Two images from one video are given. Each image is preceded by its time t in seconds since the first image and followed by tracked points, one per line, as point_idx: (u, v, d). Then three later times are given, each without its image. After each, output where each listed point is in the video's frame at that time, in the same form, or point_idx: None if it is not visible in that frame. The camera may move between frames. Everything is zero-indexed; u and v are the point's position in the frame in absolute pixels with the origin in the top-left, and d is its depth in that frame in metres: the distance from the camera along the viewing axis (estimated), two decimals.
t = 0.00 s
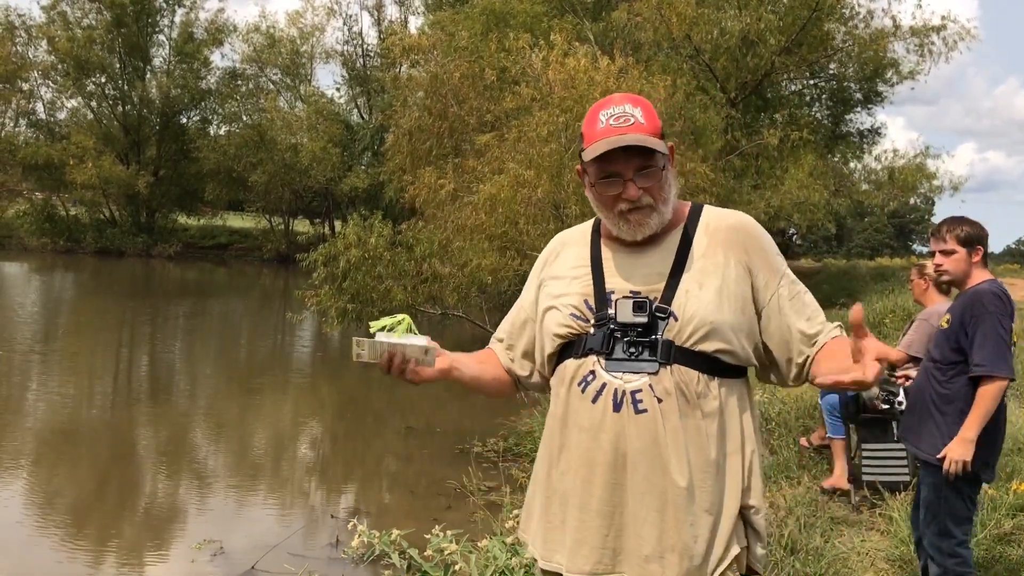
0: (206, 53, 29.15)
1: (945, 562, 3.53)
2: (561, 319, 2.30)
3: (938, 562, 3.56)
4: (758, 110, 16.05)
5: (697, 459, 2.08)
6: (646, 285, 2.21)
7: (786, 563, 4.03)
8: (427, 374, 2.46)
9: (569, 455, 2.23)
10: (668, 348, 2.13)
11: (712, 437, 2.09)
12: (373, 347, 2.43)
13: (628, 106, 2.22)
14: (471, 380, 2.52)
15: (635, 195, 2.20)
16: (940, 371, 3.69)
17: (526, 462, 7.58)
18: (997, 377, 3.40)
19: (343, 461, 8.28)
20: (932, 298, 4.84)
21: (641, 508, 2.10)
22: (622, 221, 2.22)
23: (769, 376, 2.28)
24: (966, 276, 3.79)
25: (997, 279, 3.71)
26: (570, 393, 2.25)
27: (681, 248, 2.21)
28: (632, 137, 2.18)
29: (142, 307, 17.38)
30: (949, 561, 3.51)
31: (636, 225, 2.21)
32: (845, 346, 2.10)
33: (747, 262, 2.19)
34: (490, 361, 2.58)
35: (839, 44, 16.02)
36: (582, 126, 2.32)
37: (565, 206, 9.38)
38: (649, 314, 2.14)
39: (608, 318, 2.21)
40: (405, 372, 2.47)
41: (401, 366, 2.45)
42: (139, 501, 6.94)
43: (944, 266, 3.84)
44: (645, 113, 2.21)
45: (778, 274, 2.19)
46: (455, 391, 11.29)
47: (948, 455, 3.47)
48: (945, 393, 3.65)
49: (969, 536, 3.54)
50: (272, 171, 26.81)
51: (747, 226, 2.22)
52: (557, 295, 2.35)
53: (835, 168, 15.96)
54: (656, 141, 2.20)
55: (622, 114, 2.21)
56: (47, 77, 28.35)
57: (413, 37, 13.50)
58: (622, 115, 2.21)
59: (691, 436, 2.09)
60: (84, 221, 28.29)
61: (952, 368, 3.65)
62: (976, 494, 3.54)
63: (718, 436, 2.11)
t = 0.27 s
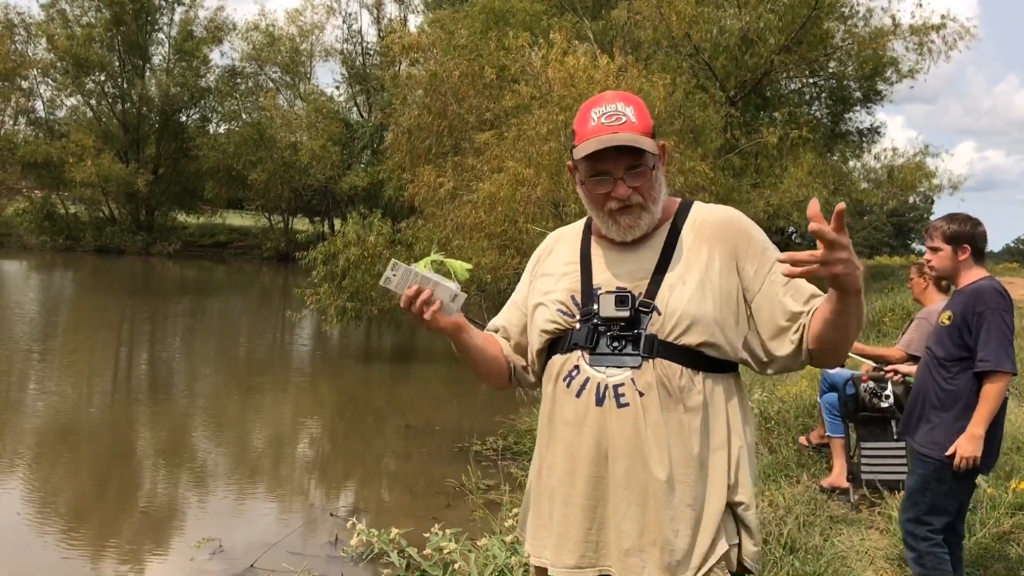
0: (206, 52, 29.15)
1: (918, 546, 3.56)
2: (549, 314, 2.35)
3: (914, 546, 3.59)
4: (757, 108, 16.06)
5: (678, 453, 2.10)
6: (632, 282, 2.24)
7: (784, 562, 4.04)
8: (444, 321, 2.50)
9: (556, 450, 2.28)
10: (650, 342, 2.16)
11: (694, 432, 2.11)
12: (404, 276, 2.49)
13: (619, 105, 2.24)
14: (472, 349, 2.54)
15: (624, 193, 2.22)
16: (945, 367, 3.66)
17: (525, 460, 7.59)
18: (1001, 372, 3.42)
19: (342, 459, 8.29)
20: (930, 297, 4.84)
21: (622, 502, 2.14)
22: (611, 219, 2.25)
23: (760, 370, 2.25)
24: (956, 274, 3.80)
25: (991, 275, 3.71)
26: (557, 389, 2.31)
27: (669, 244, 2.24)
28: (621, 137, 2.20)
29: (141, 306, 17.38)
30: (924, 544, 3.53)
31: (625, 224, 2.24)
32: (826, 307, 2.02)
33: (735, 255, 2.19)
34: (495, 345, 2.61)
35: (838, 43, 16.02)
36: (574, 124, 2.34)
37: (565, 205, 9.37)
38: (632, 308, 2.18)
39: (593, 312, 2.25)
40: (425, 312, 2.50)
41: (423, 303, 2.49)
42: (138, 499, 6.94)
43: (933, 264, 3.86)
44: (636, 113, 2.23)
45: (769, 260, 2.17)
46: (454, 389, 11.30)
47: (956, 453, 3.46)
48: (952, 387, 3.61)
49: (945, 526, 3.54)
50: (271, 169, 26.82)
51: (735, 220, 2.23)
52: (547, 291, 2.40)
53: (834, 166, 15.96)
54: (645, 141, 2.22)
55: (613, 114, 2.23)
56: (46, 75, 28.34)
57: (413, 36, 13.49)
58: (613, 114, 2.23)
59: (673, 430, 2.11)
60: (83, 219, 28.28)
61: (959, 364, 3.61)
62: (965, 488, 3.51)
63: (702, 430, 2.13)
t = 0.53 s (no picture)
0: (205, 50, 29.11)
1: (919, 545, 3.55)
2: (545, 312, 2.36)
3: (915, 546, 3.57)
4: (756, 108, 16.06)
5: (669, 449, 2.09)
6: (626, 279, 2.24)
7: (783, 561, 4.04)
8: (444, 326, 2.53)
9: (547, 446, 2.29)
10: (642, 339, 2.15)
11: (686, 429, 2.10)
12: (405, 284, 2.53)
13: (608, 108, 2.22)
14: (473, 350, 2.56)
15: (613, 197, 2.21)
16: (938, 366, 3.67)
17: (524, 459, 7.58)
18: (986, 372, 3.41)
19: (341, 458, 8.28)
20: (930, 296, 4.84)
21: (613, 499, 2.13)
22: (602, 220, 2.24)
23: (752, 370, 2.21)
24: (955, 274, 3.79)
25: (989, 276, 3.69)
26: (551, 386, 2.32)
27: (663, 243, 2.23)
28: (609, 141, 2.17)
29: (140, 304, 17.38)
30: (926, 543, 3.52)
31: (615, 225, 2.23)
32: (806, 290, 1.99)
33: (727, 253, 2.17)
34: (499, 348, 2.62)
35: (838, 42, 16.02)
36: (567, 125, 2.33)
37: (565, 204, 9.36)
38: (624, 305, 2.18)
39: (585, 309, 2.26)
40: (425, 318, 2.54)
41: (422, 311, 2.53)
42: (136, 497, 6.93)
43: (934, 263, 3.86)
44: (626, 115, 2.20)
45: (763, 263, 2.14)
46: (453, 388, 11.28)
47: (952, 452, 3.45)
48: (945, 389, 3.62)
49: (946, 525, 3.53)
50: (270, 168, 26.81)
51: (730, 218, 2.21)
52: (543, 291, 2.41)
53: (834, 166, 15.96)
54: (635, 144, 2.18)
55: (603, 116, 2.21)
56: (45, 73, 28.31)
57: (412, 34, 13.47)
58: (602, 117, 2.21)
59: (664, 427, 2.10)
60: (82, 218, 28.26)
61: (951, 364, 3.62)
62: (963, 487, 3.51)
63: (694, 427, 2.12)
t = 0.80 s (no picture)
0: (205, 48, 29.07)
1: (920, 543, 3.54)
2: (548, 311, 2.38)
3: (916, 544, 3.56)
4: (757, 106, 16.05)
5: (658, 447, 2.07)
6: (623, 277, 2.24)
7: (783, 560, 4.03)
8: (465, 355, 2.50)
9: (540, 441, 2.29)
10: (635, 335, 2.14)
11: (677, 427, 2.07)
12: (425, 324, 2.44)
13: (614, 107, 2.20)
14: (495, 365, 2.55)
15: (617, 195, 2.21)
16: (937, 359, 3.68)
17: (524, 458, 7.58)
18: (976, 362, 3.42)
19: (341, 456, 8.27)
20: (932, 296, 4.83)
21: (602, 495, 2.12)
22: (607, 219, 2.24)
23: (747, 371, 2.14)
24: (965, 272, 3.79)
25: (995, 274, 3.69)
26: (547, 381, 2.32)
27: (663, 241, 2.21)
28: (612, 139, 2.16)
29: (140, 302, 17.37)
30: (926, 542, 3.51)
31: (618, 222, 2.24)
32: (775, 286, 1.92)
33: (723, 251, 2.14)
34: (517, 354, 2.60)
35: (839, 41, 16.01)
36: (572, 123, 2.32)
37: (565, 202, 9.35)
38: (618, 301, 2.18)
39: (582, 305, 2.26)
40: (445, 347, 2.50)
41: (443, 344, 2.49)
42: (136, 496, 6.94)
43: (945, 258, 3.83)
44: (631, 114, 2.18)
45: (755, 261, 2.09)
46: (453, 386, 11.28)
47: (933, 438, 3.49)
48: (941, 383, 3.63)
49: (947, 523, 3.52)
50: (270, 165, 26.80)
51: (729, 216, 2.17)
52: (547, 288, 2.42)
53: (834, 164, 15.94)
54: (639, 142, 2.17)
55: (607, 115, 2.20)
56: (45, 71, 28.27)
57: (412, 32, 13.46)
58: (607, 116, 2.20)
59: (655, 423, 2.08)
60: (82, 216, 28.24)
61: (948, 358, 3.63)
62: (960, 484, 3.51)
63: (687, 424, 2.09)
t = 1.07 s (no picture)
0: (205, 46, 29.03)
1: (925, 543, 3.54)
2: (553, 308, 2.35)
3: (919, 544, 3.57)
4: (756, 104, 16.05)
5: (656, 450, 1.99)
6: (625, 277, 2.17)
7: (783, 558, 4.02)
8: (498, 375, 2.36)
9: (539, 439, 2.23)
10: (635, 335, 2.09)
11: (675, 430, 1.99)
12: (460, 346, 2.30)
13: (626, 101, 2.11)
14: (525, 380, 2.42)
15: (631, 191, 2.11)
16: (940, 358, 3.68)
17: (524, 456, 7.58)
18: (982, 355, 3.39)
19: (341, 454, 8.27)
20: (934, 294, 4.83)
21: (599, 496, 2.06)
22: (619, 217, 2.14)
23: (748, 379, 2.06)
24: (962, 270, 3.79)
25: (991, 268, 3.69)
26: (549, 379, 2.28)
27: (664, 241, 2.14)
28: (627, 134, 2.07)
29: (140, 300, 17.38)
30: (930, 541, 3.51)
31: (633, 222, 2.15)
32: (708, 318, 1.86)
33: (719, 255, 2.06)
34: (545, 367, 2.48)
35: (839, 38, 15.99)
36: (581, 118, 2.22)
37: (565, 200, 9.35)
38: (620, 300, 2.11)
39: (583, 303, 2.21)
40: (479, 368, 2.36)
41: (476, 365, 2.35)
42: (136, 495, 6.94)
43: (941, 258, 3.83)
44: (644, 109, 2.09)
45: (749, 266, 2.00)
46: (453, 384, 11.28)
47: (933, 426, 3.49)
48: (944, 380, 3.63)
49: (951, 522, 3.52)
50: (269, 163, 26.81)
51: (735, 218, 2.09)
52: (553, 285, 2.39)
53: (834, 162, 15.94)
54: (652, 136, 2.08)
55: (620, 110, 2.10)
56: (44, 69, 28.25)
57: (412, 29, 13.45)
58: (620, 110, 2.10)
59: (654, 426, 2.01)
60: (82, 214, 28.24)
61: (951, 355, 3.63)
62: (964, 483, 3.51)
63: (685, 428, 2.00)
